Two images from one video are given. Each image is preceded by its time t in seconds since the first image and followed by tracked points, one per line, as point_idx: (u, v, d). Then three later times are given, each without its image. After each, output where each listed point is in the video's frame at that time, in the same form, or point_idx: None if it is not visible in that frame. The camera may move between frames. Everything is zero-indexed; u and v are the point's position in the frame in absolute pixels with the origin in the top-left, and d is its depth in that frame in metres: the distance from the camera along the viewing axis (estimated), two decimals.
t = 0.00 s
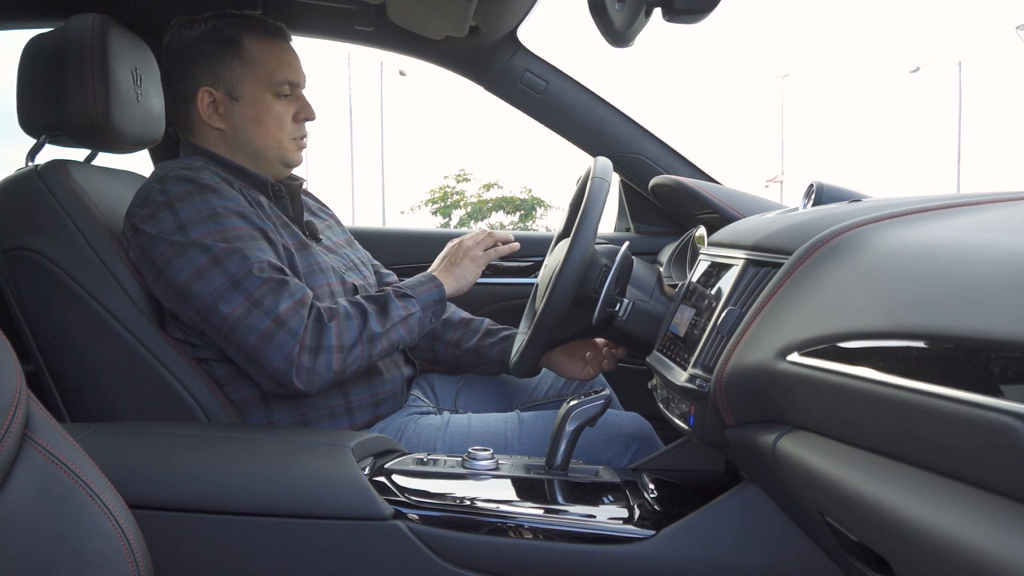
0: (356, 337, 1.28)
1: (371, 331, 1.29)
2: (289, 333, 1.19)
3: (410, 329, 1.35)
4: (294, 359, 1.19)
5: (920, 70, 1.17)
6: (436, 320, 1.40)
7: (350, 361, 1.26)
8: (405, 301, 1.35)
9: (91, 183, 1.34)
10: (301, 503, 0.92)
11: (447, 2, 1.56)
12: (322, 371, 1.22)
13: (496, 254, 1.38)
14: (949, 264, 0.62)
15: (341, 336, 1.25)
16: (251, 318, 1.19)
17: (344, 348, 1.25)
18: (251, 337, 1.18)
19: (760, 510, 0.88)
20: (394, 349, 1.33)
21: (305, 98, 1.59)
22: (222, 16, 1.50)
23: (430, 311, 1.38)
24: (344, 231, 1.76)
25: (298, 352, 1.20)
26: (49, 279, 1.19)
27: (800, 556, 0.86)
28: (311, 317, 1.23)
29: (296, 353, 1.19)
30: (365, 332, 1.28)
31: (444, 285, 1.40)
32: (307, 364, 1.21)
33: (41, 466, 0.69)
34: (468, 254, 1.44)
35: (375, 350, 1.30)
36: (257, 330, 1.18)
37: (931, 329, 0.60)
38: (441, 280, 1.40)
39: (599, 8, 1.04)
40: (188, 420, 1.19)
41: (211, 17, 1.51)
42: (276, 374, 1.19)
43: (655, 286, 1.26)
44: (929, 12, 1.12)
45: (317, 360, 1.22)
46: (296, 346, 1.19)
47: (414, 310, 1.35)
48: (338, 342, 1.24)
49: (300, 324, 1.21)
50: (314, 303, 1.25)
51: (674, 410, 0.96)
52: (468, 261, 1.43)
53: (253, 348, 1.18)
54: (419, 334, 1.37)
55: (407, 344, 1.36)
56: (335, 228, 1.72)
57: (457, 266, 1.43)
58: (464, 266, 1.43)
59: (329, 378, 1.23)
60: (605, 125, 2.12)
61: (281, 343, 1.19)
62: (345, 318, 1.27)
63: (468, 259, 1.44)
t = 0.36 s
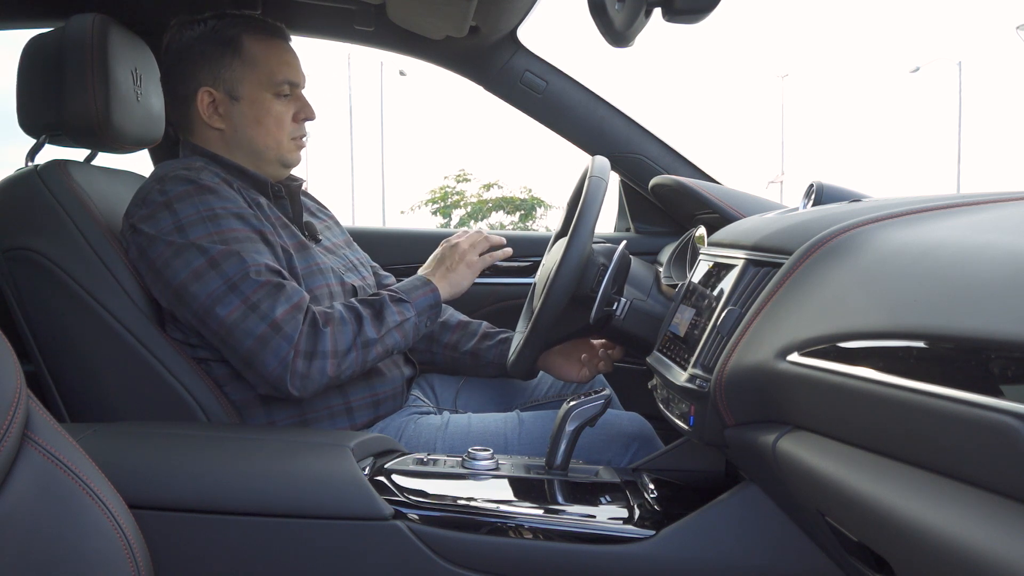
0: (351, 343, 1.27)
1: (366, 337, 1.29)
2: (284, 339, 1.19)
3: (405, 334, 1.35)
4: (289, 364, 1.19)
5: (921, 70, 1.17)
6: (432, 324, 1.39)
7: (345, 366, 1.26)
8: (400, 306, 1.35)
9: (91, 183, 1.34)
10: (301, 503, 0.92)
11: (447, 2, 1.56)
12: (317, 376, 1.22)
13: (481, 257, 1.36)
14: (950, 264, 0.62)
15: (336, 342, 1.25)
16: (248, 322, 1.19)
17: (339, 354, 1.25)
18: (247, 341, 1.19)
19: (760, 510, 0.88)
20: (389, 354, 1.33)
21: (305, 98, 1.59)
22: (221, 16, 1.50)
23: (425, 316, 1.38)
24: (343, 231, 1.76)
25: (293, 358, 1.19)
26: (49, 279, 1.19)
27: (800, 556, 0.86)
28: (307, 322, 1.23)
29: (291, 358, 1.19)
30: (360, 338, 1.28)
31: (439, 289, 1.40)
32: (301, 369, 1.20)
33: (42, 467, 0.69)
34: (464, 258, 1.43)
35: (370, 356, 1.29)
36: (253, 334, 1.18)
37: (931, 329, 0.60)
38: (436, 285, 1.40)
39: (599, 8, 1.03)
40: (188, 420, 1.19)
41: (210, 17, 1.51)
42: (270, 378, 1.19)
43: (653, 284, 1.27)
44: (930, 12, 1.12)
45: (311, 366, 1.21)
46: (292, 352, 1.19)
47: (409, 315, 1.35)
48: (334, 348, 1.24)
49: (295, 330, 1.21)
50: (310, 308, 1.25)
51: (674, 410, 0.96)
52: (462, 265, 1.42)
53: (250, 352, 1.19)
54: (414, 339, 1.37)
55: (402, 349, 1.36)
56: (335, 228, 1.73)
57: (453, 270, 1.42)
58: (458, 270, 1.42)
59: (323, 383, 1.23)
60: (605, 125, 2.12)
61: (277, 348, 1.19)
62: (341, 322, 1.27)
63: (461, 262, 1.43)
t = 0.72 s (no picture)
0: (311, 345, 1.26)
1: (325, 337, 1.28)
2: (248, 350, 1.17)
3: (361, 323, 1.35)
4: (253, 377, 1.17)
5: (921, 70, 1.17)
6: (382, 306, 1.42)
7: (306, 371, 1.25)
8: (354, 296, 1.36)
9: (91, 183, 1.34)
10: (301, 503, 0.92)
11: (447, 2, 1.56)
12: (280, 385, 1.21)
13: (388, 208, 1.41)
14: (950, 264, 0.62)
15: (297, 346, 1.24)
16: (215, 334, 1.18)
17: (300, 358, 1.24)
18: (211, 354, 1.17)
19: (760, 510, 0.88)
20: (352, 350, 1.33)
21: (311, 99, 1.59)
22: (229, 16, 1.50)
23: (378, 300, 1.41)
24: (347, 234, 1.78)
25: (256, 370, 1.18)
26: (49, 279, 1.18)
27: (799, 557, 0.86)
28: (269, 330, 1.21)
29: (254, 370, 1.17)
30: (319, 339, 1.27)
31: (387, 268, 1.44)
32: (264, 380, 1.19)
33: (42, 467, 0.69)
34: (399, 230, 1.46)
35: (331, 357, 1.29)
36: (218, 346, 1.17)
37: (931, 329, 0.59)
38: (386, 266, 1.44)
39: (599, 8, 1.03)
40: (187, 420, 1.19)
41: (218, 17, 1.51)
42: (234, 392, 1.17)
43: (650, 283, 1.27)
44: (929, 12, 1.12)
45: (273, 376, 1.20)
46: (255, 363, 1.18)
47: (364, 303, 1.36)
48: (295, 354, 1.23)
49: (259, 340, 1.19)
50: (275, 313, 1.23)
51: (674, 411, 0.96)
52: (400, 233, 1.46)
53: (213, 366, 1.17)
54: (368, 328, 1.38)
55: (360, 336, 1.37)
56: (338, 229, 1.75)
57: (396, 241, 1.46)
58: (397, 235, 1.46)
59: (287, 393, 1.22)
60: (605, 124, 2.12)
61: (240, 360, 1.17)
62: (301, 324, 1.25)
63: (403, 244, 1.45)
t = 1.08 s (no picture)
0: (299, 355, 1.21)
1: (313, 349, 1.22)
2: (229, 354, 1.14)
3: (358, 343, 1.30)
4: (231, 382, 1.13)
5: (921, 70, 1.17)
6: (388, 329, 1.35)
7: (290, 382, 1.20)
8: (353, 314, 1.30)
9: (91, 183, 1.34)
10: (301, 502, 0.92)
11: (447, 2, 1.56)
12: (261, 396, 1.15)
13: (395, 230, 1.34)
14: (950, 264, 0.62)
15: (283, 356, 1.19)
16: (199, 336, 1.15)
17: (284, 368, 1.19)
18: (194, 356, 1.15)
19: (760, 510, 0.88)
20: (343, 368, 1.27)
21: (313, 99, 1.57)
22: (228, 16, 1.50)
23: (382, 321, 1.34)
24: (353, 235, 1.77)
25: (236, 375, 1.14)
26: (49, 278, 1.18)
27: (799, 557, 0.86)
28: (255, 337, 1.17)
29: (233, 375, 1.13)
30: (307, 350, 1.21)
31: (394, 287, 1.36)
32: (244, 387, 1.14)
33: (42, 467, 0.69)
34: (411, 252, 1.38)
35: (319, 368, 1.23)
36: (199, 349, 1.14)
37: (931, 329, 0.59)
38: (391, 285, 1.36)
39: (599, 8, 1.03)
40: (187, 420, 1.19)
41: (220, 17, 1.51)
42: (213, 397, 1.14)
43: (648, 282, 1.27)
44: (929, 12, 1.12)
45: (254, 384, 1.15)
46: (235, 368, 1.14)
47: (363, 322, 1.31)
48: (279, 363, 1.18)
49: (242, 345, 1.15)
50: (264, 320, 1.20)
51: (674, 410, 0.96)
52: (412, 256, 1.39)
53: (195, 369, 1.15)
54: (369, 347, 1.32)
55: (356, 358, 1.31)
56: (345, 230, 1.74)
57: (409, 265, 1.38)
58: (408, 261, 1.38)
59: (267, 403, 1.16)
60: (605, 124, 2.12)
61: (220, 364, 1.14)
62: (290, 334, 1.21)
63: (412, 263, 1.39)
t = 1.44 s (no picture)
0: (280, 366, 1.18)
1: (294, 360, 1.19)
2: (209, 360, 1.13)
3: (345, 357, 1.27)
4: (208, 388, 1.12)
5: (921, 70, 1.17)
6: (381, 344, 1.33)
7: (269, 392, 1.17)
8: (342, 327, 1.28)
9: (91, 183, 1.34)
10: (302, 502, 0.92)
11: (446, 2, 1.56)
12: (238, 403, 1.14)
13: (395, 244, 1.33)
14: (950, 264, 0.62)
15: (263, 366, 1.16)
16: (181, 339, 1.14)
17: (264, 378, 1.16)
18: (175, 360, 1.14)
19: (760, 510, 0.88)
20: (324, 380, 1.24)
21: (303, 99, 1.54)
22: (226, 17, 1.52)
23: (374, 336, 1.31)
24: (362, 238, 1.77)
25: (214, 381, 1.12)
26: (49, 279, 1.18)
27: (800, 557, 0.86)
28: (236, 343, 1.16)
29: (211, 380, 1.12)
30: (288, 361, 1.19)
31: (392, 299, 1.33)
32: (221, 394, 1.13)
33: (42, 467, 0.69)
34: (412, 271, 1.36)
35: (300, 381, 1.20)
36: (181, 353, 1.14)
37: (930, 329, 0.60)
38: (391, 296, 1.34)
39: (599, 8, 1.03)
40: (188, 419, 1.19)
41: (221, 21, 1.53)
42: (191, 401, 1.13)
43: (646, 281, 1.27)
44: (930, 12, 1.12)
45: (232, 391, 1.13)
46: (214, 374, 1.12)
47: (352, 336, 1.28)
48: (258, 372, 1.15)
49: (221, 351, 1.14)
50: (247, 327, 1.18)
51: (674, 410, 0.96)
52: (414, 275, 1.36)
53: (176, 372, 1.14)
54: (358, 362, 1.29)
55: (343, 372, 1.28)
56: (352, 232, 1.73)
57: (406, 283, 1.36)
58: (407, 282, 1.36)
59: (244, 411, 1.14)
60: (605, 124, 2.12)
61: (199, 369, 1.13)
62: (272, 344, 1.18)
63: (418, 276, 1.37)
